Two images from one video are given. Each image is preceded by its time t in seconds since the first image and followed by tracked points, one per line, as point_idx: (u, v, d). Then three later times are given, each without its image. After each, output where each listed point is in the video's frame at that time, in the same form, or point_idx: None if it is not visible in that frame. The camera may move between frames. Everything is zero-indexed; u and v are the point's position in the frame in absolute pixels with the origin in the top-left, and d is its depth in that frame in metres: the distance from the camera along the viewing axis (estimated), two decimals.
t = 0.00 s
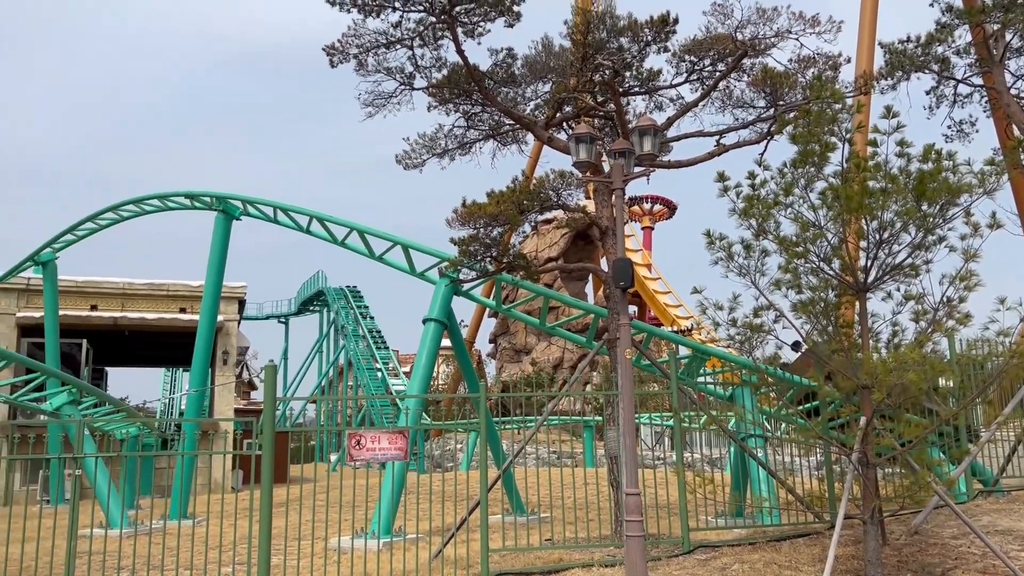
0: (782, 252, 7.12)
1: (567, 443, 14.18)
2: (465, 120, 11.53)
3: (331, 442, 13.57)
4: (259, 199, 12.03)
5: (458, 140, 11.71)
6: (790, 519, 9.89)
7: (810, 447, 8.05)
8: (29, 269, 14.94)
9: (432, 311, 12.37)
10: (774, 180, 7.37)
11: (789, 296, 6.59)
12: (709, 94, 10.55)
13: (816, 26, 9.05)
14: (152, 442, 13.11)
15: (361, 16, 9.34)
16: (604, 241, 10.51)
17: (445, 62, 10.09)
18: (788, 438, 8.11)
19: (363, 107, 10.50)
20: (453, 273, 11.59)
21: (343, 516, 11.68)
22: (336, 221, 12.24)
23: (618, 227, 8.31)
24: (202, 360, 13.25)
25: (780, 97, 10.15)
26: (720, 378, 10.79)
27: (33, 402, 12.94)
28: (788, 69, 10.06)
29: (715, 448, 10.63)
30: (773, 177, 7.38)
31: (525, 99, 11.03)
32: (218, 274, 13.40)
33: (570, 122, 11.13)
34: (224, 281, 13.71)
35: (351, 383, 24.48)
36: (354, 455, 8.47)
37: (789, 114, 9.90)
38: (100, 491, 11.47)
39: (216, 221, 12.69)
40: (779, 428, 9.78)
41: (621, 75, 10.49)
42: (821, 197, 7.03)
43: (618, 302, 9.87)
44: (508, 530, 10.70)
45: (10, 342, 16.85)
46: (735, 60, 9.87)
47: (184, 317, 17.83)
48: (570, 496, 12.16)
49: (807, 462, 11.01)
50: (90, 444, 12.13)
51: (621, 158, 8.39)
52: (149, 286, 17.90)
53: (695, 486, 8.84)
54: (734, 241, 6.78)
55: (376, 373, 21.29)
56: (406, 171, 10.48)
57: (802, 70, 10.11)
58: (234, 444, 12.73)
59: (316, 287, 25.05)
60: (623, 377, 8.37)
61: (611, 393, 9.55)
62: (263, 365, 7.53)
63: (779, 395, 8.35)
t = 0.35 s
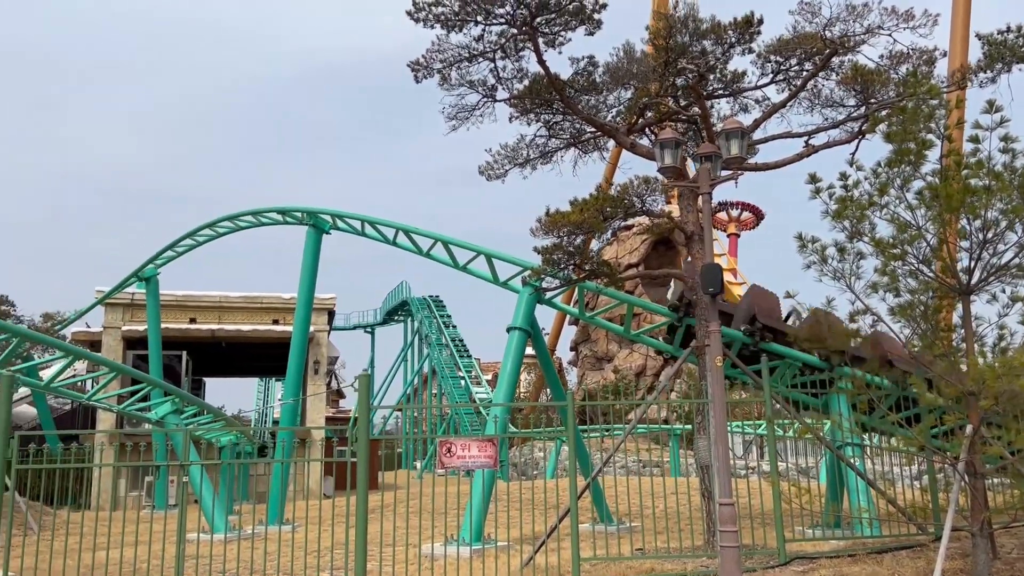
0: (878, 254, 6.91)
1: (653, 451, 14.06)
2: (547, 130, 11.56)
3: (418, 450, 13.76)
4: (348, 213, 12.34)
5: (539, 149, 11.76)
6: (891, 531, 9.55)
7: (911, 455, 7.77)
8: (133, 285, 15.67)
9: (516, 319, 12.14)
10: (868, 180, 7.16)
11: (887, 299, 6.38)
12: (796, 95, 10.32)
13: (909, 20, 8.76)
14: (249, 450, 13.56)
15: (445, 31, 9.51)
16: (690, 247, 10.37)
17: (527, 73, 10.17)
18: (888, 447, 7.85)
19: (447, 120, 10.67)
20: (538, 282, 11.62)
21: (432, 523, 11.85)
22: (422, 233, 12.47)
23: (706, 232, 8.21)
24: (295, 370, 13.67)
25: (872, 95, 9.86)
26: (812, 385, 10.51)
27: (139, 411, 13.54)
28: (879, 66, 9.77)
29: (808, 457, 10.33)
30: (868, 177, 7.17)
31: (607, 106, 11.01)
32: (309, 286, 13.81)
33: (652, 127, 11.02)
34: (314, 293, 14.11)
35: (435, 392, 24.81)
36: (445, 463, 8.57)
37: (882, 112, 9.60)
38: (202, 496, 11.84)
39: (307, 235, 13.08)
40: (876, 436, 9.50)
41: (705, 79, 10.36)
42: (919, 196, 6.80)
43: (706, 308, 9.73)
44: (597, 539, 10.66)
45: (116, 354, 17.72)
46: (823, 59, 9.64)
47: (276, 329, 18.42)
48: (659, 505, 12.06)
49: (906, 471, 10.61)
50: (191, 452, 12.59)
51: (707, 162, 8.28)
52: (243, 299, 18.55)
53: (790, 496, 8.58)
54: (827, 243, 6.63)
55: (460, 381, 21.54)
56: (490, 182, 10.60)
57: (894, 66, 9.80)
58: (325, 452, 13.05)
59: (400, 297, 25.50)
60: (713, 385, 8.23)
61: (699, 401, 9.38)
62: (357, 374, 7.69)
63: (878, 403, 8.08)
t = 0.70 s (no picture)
0: (978, 254, 6.62)
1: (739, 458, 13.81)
2: (626, 135, 11.49)
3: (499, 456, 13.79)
4: (429, 223, 12.49)
5: (618, 155, 11.71)
6: (996, 543, 9.11)
7: (1018, 464, 7.40)
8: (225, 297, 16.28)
9: (598, 326, 11.62)
10: (965, 177, 6.89)
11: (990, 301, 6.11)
12: (885, 91, 10.02)
13: (1007, 9, 8.41)
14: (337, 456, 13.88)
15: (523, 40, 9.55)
16: (776, 250, 10.11)
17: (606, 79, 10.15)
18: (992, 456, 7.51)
19: (526, 129, 10.75)
20: (619, 288, 11.54)
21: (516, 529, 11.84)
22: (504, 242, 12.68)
23: (793, 234, 8.04)
24: (380, 377, 13.96)
25: (967, 88, 9.49)
26: (908, 391, 10.12)
27: (232, 418, 14.01)
28: (974, 58, 9.40)
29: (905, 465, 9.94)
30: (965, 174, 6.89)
31: (688, 109, 10.90)
32: (392, 296, 14.07)
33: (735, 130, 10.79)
34: (397, 302, 14.37)
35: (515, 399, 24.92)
36: (530, 470, 8.56)
37: (978, 105, 9.23)
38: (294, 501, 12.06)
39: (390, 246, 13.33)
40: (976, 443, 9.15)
41: (790, 78, 10.14)
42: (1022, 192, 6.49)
43: (794, 312, 9.50)
44: (684, 547, 10.51)
45: (211, 363, 18.41)
46: (914, 53, 9.33)
47: (361, 338, 18.84)
48: (747, 513, 11.82)
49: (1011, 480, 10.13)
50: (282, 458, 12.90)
51: (794, 163, 8.10)
52: (329, 309, 19.04)
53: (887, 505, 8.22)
54: (923, 244, 6.40)
55: (539, 388, 21.58)
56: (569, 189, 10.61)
57: (991, 58, 9.41)
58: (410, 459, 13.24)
59: (480, 305, 25.70)
60: (804, 391, 8.05)
61: (788, 407, 9.10)
62: (442, 381, 7.74)
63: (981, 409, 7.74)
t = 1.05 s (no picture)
0: None
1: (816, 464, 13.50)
2: (695, 136, 11.35)
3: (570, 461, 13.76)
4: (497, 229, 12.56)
5: (687, 156, 11.58)
6: None
7: None
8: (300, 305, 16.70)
9: (668, 331, 11.46)
10: None
11: None
12: (967, 84, 9.67)
13: None
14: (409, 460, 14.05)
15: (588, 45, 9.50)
16: (853, 250, 9.77)
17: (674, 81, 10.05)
18: None
19: (594, 132, 10.71)
20: (690, 292, 11.39)
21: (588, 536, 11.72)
22: (573, 245, 12.90)
23: (871, 234, 7.82)
24: (451, 383, 14.10)
25: None
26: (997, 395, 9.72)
27: (309, 423, 14.33)
28: None
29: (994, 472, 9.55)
30: None
31: (759, 108, 10.73)
32: (461, 302, 14.21)
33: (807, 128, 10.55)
34: (466, 308, 14.49)
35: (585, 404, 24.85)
36: (603, 475, 8.46)
37: None
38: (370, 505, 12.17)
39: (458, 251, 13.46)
40: None
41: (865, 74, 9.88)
42: None
43: (873, 314, 9.24)
44: (762, 554, 10.31)
45: (287, 369, 18.88)
46: (997, 43, 8.98)
47: (431, 343, 19.08)
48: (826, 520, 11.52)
49: None
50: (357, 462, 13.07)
51: (871, 161, 7.89)
52: (400, 315, 19.34)
53: (977, 513, 7.91)
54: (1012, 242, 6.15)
55: (608, 393, 21.46)
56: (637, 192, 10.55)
57: None
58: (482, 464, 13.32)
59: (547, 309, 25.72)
60: (886, 395, 7.81)
61: (869, 411, 8.81)
62: (512, 386, 7.65)
63: None
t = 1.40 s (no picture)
0: None
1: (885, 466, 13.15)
2: (753, 133, 11.18)
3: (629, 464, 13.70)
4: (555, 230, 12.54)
5: (747, 153, 11.40)
6: None
7: None
8: (359, 309, 16.91)
9: (729, 330, 11.29)
10: None
11: None
12: None
13: None
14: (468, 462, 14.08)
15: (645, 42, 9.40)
16: (922, 246, 9.43)
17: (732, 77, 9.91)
18: None
19: (650, 132, 10.61)
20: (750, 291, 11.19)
21: (649, 538, 11.61)
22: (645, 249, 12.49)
23: (941, 230, 7.56)
24: (508, 385, 14.12)
25: None
26: None
27: (369, 425, 14.50)
28: None
29: None
30: None
31: (820, 102, 10.48)
32: (517, 304, 14.23)
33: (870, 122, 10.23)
34: (523, 310, 14.52)
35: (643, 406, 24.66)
36: (664, 477, 7.99)
37: None
38: (430, 507, 12.22)
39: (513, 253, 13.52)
40: None
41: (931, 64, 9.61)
42: None
43: (944, 312, 8.94)
44: (830, 558, 10.06)
45: (348, 372, 19.15)
46: None
47: (488, 345, 19.17)
48: (897, 524, 11.18)
49: None
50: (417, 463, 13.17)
51: (940, 154, 7.64)
52: (457, 318, 19.48)
53: None
54: None
55: (666, 394, 21.25)
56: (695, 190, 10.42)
57: None
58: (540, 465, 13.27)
59: (603, 311, 25.61)
60: (959, 395, 7.53)
61: (943, 411, 8.49)
62: (572, 388, 7.49)
63: None
